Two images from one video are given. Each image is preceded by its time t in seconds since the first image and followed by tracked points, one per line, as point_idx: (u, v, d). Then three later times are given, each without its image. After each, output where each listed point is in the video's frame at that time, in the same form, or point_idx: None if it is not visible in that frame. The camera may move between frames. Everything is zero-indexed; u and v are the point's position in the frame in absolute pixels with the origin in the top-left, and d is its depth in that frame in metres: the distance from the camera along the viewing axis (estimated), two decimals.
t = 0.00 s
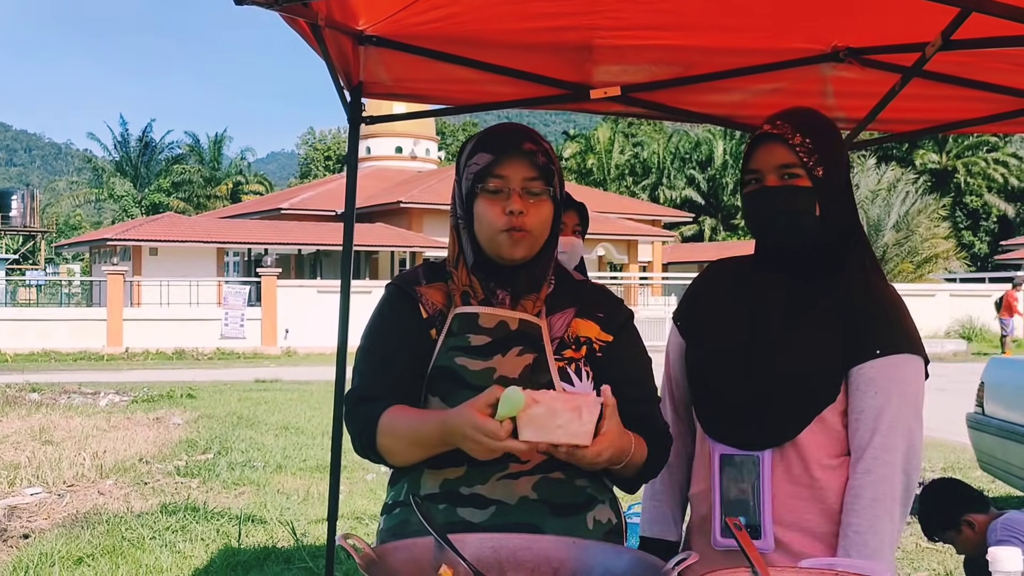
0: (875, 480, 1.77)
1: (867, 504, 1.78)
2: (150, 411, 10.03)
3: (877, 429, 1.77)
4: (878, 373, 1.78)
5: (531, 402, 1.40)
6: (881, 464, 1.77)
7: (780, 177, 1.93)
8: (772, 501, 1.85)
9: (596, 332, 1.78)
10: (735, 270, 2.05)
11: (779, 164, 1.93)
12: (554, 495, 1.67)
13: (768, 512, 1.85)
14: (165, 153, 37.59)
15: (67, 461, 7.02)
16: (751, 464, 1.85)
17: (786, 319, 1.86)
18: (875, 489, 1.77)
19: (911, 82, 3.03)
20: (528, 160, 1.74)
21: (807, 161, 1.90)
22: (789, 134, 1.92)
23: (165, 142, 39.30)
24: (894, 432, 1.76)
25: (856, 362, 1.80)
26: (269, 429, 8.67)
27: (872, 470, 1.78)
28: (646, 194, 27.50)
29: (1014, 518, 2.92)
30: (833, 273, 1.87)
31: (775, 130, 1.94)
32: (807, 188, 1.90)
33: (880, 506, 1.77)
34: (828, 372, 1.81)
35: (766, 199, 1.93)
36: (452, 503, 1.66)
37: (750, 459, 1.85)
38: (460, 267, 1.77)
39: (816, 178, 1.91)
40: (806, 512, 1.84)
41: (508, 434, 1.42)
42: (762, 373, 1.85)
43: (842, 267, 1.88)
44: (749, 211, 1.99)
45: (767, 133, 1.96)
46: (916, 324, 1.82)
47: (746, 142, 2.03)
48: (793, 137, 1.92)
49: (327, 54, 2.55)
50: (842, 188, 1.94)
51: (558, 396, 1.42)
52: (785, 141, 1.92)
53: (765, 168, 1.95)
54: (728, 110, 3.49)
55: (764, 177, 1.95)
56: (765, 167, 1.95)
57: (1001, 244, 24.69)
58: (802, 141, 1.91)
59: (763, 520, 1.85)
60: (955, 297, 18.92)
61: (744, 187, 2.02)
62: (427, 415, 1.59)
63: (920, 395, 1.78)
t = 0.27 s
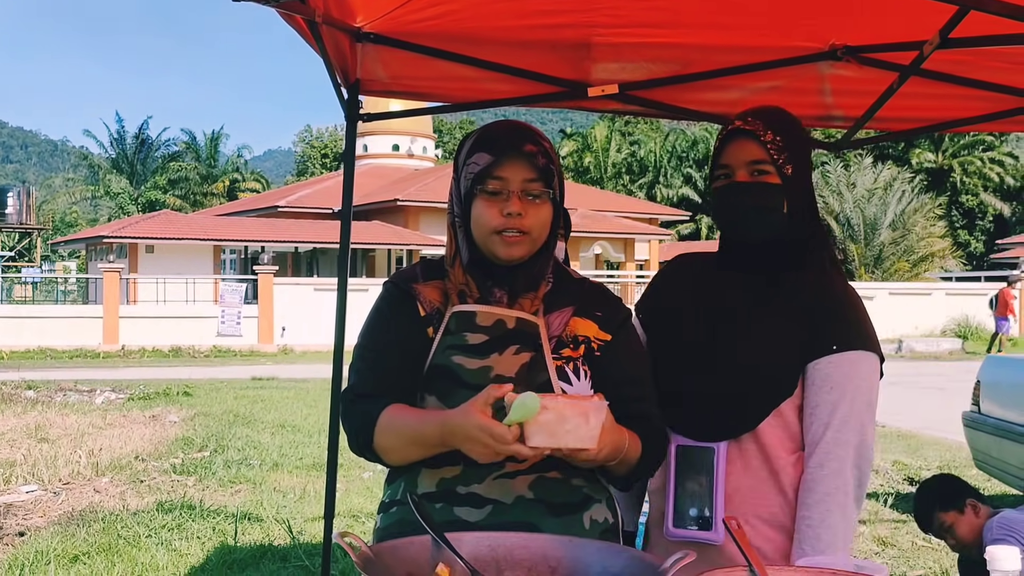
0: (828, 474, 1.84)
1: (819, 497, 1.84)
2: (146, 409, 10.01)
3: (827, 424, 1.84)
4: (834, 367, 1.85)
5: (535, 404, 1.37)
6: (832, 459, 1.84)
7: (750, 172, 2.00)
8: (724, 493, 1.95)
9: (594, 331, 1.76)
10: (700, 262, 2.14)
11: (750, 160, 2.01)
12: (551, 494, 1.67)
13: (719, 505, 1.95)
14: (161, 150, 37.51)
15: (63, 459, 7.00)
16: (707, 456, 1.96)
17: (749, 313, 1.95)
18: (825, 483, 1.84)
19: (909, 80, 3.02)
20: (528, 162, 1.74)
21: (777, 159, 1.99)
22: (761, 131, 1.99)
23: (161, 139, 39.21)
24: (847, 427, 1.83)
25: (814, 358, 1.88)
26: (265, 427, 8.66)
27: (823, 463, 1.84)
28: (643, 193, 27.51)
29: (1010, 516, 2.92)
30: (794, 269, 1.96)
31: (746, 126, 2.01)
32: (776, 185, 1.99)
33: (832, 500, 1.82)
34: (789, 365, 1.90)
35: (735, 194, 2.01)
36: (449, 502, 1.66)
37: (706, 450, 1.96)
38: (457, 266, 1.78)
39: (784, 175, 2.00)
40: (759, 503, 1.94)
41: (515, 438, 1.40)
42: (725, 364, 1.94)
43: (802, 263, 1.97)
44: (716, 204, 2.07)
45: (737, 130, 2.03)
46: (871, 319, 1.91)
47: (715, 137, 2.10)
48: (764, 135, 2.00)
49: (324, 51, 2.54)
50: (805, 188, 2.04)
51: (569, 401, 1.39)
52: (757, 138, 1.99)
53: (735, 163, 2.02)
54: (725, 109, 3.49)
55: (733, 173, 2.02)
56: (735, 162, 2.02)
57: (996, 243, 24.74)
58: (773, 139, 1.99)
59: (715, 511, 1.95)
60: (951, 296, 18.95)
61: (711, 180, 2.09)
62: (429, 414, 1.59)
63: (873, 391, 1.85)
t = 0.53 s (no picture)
0: (788, 463, 1.92)
1: (780, 484, 1.92)
2: (147, 408, 10.02)
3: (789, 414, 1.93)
4: (797, 359, 1.94)
5: (535, 408, 1.36)
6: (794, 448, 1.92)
7: (724, 168, 2.11)
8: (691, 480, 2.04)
9: (594, 333, 1.77)
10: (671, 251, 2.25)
11: (725, 156, 2.11)
12: (551, 495, 1.67)
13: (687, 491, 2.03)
14: (162, 150, 37.55)
15: (64, 458, 7.00)
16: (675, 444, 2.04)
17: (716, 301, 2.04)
18: (785, 471, 1.92)
19: (909, 80, 3.02)
20: (530, 164, 1.75)
21: (751, 156, 2.09)
22: (735, 128, 2.10)
23: (162, 140, 39.22)
24: (808, 418, 1.91)
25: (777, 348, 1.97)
26: (266, 427, 8.67)
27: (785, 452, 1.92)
28: (644, 192, 27.50)
29: (1010, 517, 2.92)
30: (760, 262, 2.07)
31: (722, 122, 2.11)
32: (749, 181, 2.10)
33: (791, 487, 1.91)
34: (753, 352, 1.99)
35: (709, 188, 2.11)
36: (449, 503, 1.66)
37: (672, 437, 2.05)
38: (457, 268, 1.78)
39: (758, 172, 2.10)
40: (723, 489, 2.02)
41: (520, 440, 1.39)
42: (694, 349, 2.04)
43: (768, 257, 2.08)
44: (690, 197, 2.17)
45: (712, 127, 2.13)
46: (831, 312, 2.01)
47: (691, 132, 2.20)
48: (740, 132, 2.10)
49: (324, 52, 2.55)
50: (777, 184, 2.15)
51: (572, 403, 1.38)
52: (732, 135, 2.09)
53: (710, 158, 2.12)
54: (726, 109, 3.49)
55: (707, 168, 2.12)
56: (710, 157, 2.12)
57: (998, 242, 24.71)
58: (747, 136, 2.10)
59: (681, 499, 2.03)
60: (952, 295, 18.95)
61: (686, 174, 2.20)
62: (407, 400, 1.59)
63: (834, 382, 1.94)
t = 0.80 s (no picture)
0: (769, 461, 1.96)
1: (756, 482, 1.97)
2: (149, 407, 10.02)
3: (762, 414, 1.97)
4: (774, 357, 1.98)
5: (531, 403, 1.38)
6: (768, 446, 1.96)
7: (707, 168, 2.15)
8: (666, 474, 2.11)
9: (596, 333, 1.77)
10: (654, 247, 2.30)
11: (708, 155, 2.15)
12: (552, 495, 1.67)
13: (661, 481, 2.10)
14: (163, 149, 37.56)
15: (66, 457, 7.01)
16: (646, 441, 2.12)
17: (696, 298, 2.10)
18: (761, 471, 1.96)
19: (910, 80, 3.02)
20: (531, 166, 1.75)
21: (734, 156, 2.14)
22: (720, 129, 2.14)
23: (163, 139, 39.23)
24: (787, 416, 1.95)
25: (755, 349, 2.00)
26: (268, 426, 8.67)
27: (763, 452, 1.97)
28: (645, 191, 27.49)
29: (1015, 518, 2.91)
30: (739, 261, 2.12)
31: (707, 122, 2.16)
32: (732, 181, 2.14)
33: (772, 486, 1.95)
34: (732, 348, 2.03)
35: (692, 187, 2.15)
36: (449, 502, 1.66)
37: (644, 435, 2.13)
38: (457, 268, 1.77)
39: (741, 173, 2.15)
40: (695, 482, 2.08)
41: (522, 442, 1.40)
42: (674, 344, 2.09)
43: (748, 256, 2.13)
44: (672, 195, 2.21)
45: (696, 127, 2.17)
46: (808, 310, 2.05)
47: (676, 131, 2.24)
48: (724, 133, 2.14)
49: (326, 51, 2.55)
50: (759, 184, 2.19)
51: (567, 396, 1.41)
52: (717, 135, 2.14)
53: (693, 158, 2.16)
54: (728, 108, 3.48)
55: (690, 167, 2.16)
56: (694, 156, 2.16)
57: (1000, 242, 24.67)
58: (731, 136, 2.14)
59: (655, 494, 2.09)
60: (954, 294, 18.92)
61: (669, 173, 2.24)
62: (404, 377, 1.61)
63: (810, 379, 1.99)
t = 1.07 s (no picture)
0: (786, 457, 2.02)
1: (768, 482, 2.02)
2: (148, 406, 10.02)
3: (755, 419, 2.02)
4: (775, 362, 2.02)
5: (523, 403, 1.37)
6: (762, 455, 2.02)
7: (693, 167, 2.19)
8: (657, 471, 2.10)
9: (595, 330, 1.76)
10: (638, 247, 2.33)
11: (695, 154, 2.19)
12: (549, 492, 1.67)
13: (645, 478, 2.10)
14: (162, 148, 37.51)
15: (65, 456, 7.00)
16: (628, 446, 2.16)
17: (683, 294, 2.13)
18: (762, 481, 2.02)
19: (910, 78, 3.02)
20: (528, 164, 1.74)
21: (719, 155, 2.18)
22: (706, 128, 2.18)
23: (162, 137, 39.22)
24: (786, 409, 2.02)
25: (751, 351, 2.03)
26: (267, 424, 8.67)
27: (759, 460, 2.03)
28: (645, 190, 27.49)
29: (1016, 516, 2.91)
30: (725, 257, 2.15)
31: (694, 121, 2.19)
32: (718, 180, 2.18)
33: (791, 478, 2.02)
34: (718, 343, 2.05)
35: (677, 186, 2.19)
36: (448, 499, 1.66)
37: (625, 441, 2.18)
38: (457, 265, 1.77)
39: (726, 172, 2.18)
40: (676, 475, 2.09)
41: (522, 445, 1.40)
42: (663, 341, 2.11)
43: (733, 251, 2.16)
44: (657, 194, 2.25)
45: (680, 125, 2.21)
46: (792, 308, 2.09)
47: (661, 129, 2.26)
48: (710, 132, 2.18)
49: (324, 49, 2.55)
50: (743, 183, 2.23)
51: (557, 394, 1.41)
52: (703, 134, 2.18)
53: (679, 156, 2.20)
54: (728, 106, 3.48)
55: (676, 165, 2.20)
56: (680, 155, 2.20)
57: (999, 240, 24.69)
58: (717, 135, 2.18)
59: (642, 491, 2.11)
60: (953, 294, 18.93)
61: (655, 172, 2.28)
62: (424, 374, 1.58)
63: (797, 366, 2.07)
